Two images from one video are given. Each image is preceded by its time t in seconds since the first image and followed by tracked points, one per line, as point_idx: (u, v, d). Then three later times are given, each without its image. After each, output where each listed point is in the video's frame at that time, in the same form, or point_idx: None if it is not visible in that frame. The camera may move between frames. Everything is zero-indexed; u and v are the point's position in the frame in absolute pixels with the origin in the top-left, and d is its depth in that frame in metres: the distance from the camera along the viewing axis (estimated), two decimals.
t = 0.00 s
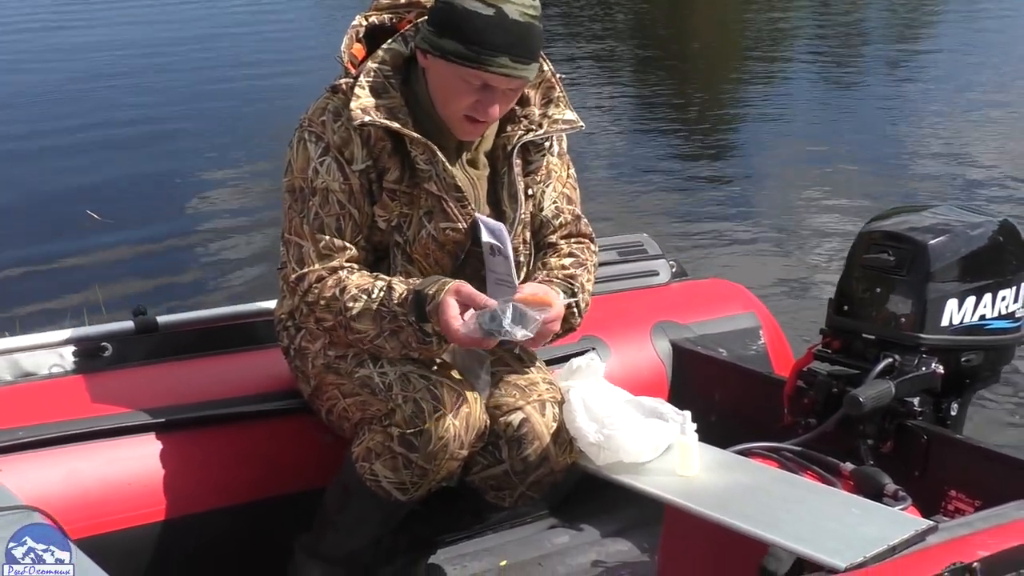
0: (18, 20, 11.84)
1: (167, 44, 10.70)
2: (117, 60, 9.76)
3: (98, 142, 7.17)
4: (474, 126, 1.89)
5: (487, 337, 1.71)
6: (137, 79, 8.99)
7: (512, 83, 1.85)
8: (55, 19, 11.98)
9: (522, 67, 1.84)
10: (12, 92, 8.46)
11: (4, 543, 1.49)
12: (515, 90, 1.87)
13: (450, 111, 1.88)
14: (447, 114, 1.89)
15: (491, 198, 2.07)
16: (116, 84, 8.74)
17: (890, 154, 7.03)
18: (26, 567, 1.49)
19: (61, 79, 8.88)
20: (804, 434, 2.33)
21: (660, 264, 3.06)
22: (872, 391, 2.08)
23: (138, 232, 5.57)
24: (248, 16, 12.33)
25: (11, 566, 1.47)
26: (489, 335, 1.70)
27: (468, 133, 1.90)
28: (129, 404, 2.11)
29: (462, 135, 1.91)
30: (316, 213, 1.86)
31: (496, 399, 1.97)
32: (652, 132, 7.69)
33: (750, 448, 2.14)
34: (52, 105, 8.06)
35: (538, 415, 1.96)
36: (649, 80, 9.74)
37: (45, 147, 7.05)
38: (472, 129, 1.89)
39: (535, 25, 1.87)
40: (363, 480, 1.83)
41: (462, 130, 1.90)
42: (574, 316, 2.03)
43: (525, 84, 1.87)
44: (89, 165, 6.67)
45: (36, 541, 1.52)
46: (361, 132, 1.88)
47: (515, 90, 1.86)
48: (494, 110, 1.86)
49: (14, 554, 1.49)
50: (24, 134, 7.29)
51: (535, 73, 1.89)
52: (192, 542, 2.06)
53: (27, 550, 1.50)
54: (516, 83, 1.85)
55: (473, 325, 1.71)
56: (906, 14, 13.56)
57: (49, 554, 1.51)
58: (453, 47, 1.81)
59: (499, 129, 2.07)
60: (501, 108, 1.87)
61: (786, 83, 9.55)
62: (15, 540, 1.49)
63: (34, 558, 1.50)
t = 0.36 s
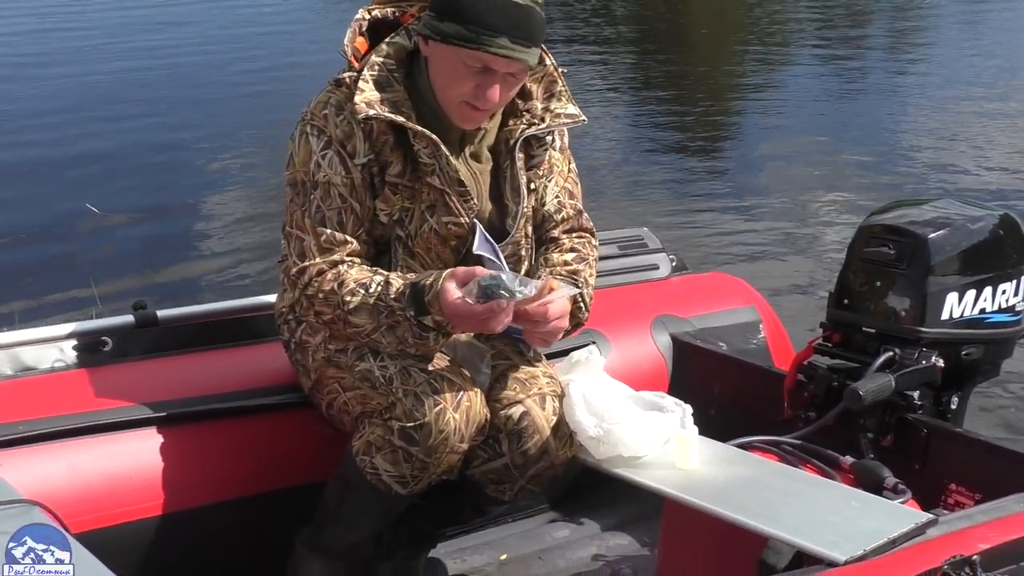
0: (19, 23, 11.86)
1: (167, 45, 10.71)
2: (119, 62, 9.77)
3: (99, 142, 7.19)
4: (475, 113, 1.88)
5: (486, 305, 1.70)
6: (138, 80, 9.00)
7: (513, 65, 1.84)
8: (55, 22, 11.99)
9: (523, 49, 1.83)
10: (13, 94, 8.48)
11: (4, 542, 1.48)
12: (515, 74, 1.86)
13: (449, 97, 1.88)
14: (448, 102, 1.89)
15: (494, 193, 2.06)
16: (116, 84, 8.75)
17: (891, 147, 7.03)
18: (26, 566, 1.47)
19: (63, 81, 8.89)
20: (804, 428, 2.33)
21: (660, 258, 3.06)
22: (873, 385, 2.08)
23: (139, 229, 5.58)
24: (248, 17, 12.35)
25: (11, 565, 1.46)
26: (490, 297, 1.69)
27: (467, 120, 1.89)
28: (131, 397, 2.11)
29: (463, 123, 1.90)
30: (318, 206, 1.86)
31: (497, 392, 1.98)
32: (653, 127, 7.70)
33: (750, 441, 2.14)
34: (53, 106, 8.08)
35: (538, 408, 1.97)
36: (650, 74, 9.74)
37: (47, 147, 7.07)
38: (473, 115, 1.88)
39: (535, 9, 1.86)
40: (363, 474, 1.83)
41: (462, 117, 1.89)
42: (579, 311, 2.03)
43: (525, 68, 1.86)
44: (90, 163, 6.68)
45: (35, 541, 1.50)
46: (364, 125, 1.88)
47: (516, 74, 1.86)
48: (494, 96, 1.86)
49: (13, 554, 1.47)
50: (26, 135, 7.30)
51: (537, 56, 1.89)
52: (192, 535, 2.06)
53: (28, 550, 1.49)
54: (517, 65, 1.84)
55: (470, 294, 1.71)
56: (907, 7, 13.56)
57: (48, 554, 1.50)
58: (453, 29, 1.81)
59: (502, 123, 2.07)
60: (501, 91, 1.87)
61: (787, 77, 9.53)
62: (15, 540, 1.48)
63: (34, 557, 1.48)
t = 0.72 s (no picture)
0: (16, 21, 11.84)
1: (164, 41, 10.69)
2: (116, 59, 9.76)
3: (97, 138, 7.17)
4: (480, 94, 1.88)
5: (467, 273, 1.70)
6: (135, 77, 8.98)
7: (513, 45, 1.84)
8: (53, 21, 11.97)
9: (523, 28, 1.83)
10: (11, 91, 8.46)
11: (4, 543, 1.46)
12: (514, 55, 1.86)
13: (454, 80, 1.87)
14: (449, 86, 1.89)
15: (493, 187, 2.06)
16: (112, 79, 8.73)
17: (890, 143, 7.02)
18: (27, 566, 1.45)
19: (60, 77, 8.88)
20: (803, 423, 2.33)
21: (660, 254, 3.06)
22: (872, 380, 2.08)
23: (137, 225, 5.57)
24: (245, 16, 12.33)
25: (12, 566, 1.44)
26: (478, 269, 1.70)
27: (473, 102, 1.89)
28: (131, 393, 2.11)
29: (463, 105, 1.90)
30: (319, 198, 1.85)
31: (497, 388, 1.97)
32: (651, 123, 7.69)
33: (749, 437, 2.14)
34: (50, 103, 8.06)
35: (538, 404, 1.97)
36: (648, 71, 9.73)
37: (44, 143, 7.05)
38: (475, 96, 1.88)
39: None
40: (362, 469, 1.82)
41: (465, 100, 1.89)
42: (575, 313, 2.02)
43: (525, 49, 1.86)
44: (88, 159, 6.66)
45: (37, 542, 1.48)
46: (367, 117, 1.87)
47: (516, 54, 1.86)
48: (494, 75, 1.85)
49: (13, 554, 1.45)
50: (23, 133, 7.29)
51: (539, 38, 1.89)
52: (192, 531, 2.07)
53: (28, 550, 1.46)
54: (517, 45, 1.84)
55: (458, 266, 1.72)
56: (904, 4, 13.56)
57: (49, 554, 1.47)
58: (452, 10, 1.81)
59: (503, 116, 2.07)
60: (501, 70, 1.86)
61: (785, 73, 9.52)
62: (15, 540, 1.46)
63: (35, 558, 1.46)
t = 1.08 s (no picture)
0: (16, 11, 11.80)
1: (164, 32, 10.65)
2: (116, 48, 9.72)
3: (98, 132, 7.16)
4: (479, 77, 1.87)
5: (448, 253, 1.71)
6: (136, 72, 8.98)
7: (512, 26, 1.84)
8: (52, 9, 11.93)
9: (522, 11, 1.83)
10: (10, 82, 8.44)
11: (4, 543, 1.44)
12: (513, 38, 1.86)
13: (451, 63, 1.87)
14: (448, 69, 1.88)
15: (494, 178, 2.05)
16: (112, 69, 8.71)
17: (891, 139, 7.02)
18: (26, 566, 1.43)
19: (59, 66, 8.84)
20: (804, 419, 2.33)
21: (661, 249, 3.06)
22: (874, 375, 2.08)
23: (138, 218, 5.56)
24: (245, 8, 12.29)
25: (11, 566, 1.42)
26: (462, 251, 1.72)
27: (472, 85, 1.88)
28: (131, 388, 2.11)
29: (463, 89, 1.89)
30: (313, 182, 1.86)
31: (497, 383, 1.97)
32: (653, 118, 7.69)
33: (751, 433, 2.13)
34: (50, 91, 8.04)
35: (539, 399, 1.96)
36: (649, 67, 9.72)
37: (44, 133, 7.03)
38: (474, 80, 1.88)
39: None
40: (363, 464, 1.82)
41: (462, 83, 1.88)
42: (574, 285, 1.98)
43: (525, 32, 1.87)
44: (88, 150, 6.64)
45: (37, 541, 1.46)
46: (367, 103, 1.88)
47: (516, 36, 1.86)
48: (493, 55, 1.84)
49: (14, 554, 1.43)
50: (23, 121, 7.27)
51: (538, 21, 1.89)
52: (193, 527, 2.07)
53: (28, 550, 1.45)
54: (515, 26, 1.84)
55: (436, 242, 1.74)
56: None
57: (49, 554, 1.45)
58: None
59: (505, 106, 2.06)
60: (500, 52, 1.86)
61: (787, 69, 9.50)
62: (15, 540, 1.44)
63: (35, 558, 1.44)
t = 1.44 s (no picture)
0: (16, 13, 11.82)
1: (165, 34, 10.68)
2: (117, 52, 9.75)
3: (99, 132, 7.18)
4: (482, 61, 1.88)
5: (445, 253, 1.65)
6: (139, 71, 9.00)
7: (512, 8, 1.84)
8: (53, 13, 11.96)
9: None
10: (12, 85, 8.46)
11: (4, 543, 1.43)
12: (513, 20, 1.86)
13: (454, 48, 1.88)
14: (448, 53, 1.89)
15: (489, 169, 2.03)
16: (114, 72, 8.73)
17: (892, 136, 7.02)
18: (26, 566, 1.42)
19: (60, 71, 8.87)
20: (804, 417, 2.34)
21: (660, 248, 3.07)
22: (873, 373, 2.08)
23: (138, 220, 5.57)
24: (245, 10, 12.31)
25: (11, 566, 1.41)
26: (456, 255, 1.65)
27: (474, 69, 1.89)
28: (130, 386, 2.10)
29: (463, 72, 1.90)
30: (315, 168, 1.85)
31: (496, 380, 1.97)
32: (654, 117, 7.70)
33: (750, 431, 2.13)
34: (50, 96, 8.06)
35: (538, 397, 1.96)
36: (650, 65, 9.74)
37: (46, 137, 7.05)
38: (477, 64, 1.88)
39: None
40: (363, 462, 1.82)
41: (465, 67, 1.89)
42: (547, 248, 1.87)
43: (525, 14, 1.87)
44: (89, 154, 6.66)
45: (36, 541, 1.45)
46: (366, 90, 1.88)
47: (515, 19, 1.86)
48: (493, 36, 1.85)
49: (14, 554, 1.43)
50: (24, 126, 7.29)
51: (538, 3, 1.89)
52: (193, 526, 2.07)
53: (28, 550, 1.44)
54: (515, 8, 1.84)
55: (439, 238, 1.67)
56: None
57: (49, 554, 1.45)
58: None
59: (502, 92, 2.06)
60: (501, 34, 1.86)
61: (786, 67, 9.49)
62: (15, 540, 1.44)
63: (35, 557, 1.43)
